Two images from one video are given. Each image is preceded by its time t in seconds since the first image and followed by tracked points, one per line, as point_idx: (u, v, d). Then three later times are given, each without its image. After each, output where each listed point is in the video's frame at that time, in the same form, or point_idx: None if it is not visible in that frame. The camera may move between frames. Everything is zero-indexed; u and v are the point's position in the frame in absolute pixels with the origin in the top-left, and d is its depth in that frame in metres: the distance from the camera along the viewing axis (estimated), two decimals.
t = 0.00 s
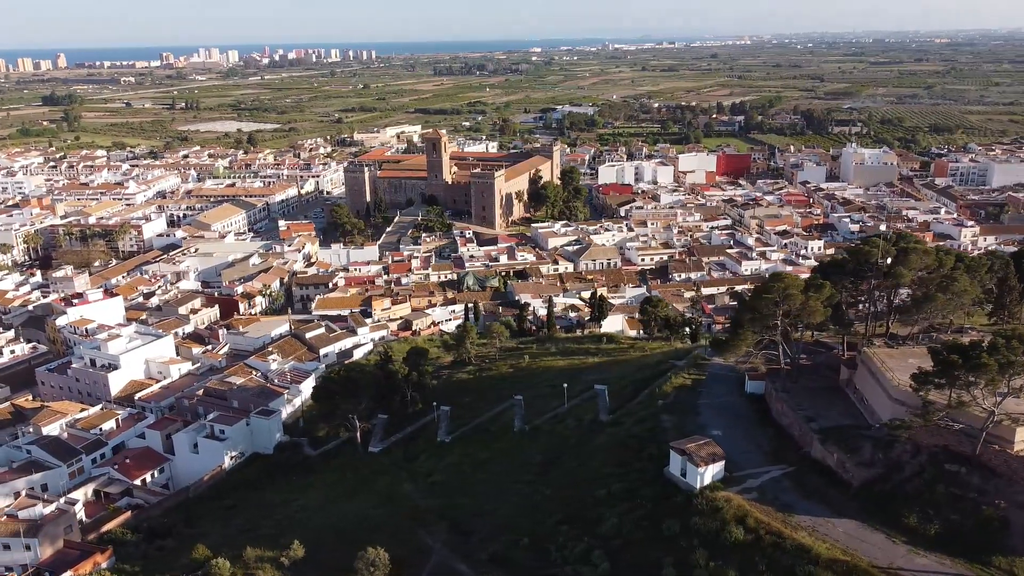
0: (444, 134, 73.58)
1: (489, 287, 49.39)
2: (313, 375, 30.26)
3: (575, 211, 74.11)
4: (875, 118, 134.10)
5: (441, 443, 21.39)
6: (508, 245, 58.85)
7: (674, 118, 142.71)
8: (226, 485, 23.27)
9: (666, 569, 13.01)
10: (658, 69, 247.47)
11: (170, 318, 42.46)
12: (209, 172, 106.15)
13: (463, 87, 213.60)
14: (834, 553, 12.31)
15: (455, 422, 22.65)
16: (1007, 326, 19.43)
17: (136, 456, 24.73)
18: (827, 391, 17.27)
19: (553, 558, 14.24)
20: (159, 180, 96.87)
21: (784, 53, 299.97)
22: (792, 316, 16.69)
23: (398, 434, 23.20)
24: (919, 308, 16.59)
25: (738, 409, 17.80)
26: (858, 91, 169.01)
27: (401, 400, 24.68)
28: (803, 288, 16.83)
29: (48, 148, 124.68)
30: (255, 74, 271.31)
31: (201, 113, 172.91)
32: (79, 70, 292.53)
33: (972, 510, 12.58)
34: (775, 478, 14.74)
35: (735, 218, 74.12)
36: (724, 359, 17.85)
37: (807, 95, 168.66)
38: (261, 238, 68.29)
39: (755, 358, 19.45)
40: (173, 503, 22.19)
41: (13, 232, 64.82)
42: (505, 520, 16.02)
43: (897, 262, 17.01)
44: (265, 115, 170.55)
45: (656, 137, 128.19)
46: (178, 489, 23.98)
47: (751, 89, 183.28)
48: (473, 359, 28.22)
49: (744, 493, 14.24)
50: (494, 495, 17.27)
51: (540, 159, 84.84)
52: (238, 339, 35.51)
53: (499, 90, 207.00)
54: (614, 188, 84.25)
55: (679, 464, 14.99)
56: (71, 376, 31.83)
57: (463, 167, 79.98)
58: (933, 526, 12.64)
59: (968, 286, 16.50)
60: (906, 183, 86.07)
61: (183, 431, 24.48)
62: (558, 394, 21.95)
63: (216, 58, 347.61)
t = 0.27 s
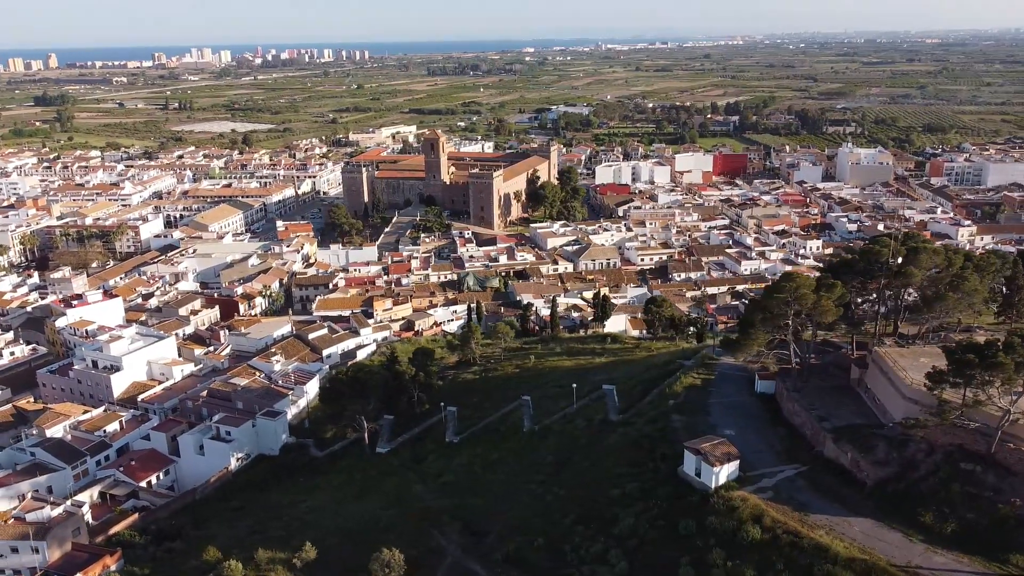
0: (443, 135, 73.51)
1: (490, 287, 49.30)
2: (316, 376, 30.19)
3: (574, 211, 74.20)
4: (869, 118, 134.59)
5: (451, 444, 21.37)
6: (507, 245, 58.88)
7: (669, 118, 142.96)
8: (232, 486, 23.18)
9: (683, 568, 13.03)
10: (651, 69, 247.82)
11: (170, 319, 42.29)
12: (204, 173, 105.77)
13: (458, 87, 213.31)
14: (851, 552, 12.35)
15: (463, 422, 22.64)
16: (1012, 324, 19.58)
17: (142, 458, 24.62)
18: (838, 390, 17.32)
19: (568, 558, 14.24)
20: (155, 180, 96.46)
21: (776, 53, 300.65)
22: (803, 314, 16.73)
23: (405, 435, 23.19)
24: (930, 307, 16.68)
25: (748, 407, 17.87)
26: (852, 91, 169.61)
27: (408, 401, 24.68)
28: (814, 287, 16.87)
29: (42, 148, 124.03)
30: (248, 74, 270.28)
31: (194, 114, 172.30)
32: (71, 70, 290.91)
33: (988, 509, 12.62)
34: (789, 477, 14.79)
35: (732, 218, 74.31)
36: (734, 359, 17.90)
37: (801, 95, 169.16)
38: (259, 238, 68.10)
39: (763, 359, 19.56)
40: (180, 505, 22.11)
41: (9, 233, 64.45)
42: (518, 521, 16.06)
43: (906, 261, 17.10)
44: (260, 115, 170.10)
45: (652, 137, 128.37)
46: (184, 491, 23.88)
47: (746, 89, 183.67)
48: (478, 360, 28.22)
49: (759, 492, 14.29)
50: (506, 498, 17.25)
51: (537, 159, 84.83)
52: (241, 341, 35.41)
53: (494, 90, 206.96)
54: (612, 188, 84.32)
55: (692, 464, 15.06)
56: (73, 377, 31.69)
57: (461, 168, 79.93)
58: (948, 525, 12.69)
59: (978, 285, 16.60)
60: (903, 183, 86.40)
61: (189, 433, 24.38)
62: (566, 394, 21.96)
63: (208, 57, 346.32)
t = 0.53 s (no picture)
0: (441, 135, 73.46)
1: (491, 288, 49.25)
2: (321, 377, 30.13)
3: (572, 212, 74.23)
4: (864, 118, 135.05)
5: (460, 445, 21.36)
6: (507, 246, 58.90)
7: (665, 118, 143.16)
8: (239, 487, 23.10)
9: (701, 568, 13.05)
10: (646, 69, 248.14)
11: (171, 320, 42.13)
12: (200, 174, 105.47)
13: (453, 87, 213.17)
14: (869, 550, 12.38)
15: (472, 423, 22.63)
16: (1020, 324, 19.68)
17: (147, 460, 24.52)
18: (849, 389, 17.38)
19: (584, 558, 14.23)
20: (151, 181, 96.12)
21: (770, 53, 301.30)
22: (815, 313, 16.77)
23: (413, 436, 23.17)
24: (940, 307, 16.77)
25: (759, 406, 17.91)
26: (846, 91, 170.12)
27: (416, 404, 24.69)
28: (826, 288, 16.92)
29: (36, 149, 123.48)
30: (242, 74, 269.53)
31: (189, 114, 171.80)
32: (62, 70, 289.59)
33: (1004, 508, 12.65)
34: (803, 476, 14.83)
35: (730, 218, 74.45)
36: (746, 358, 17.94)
37: (795, 95, 169.62)
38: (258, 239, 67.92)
39: (774, 359, 19.61)
40: (188, 506, 22.05)
41: (6, 234, 64.17)
42: (531, 521, 16.07)
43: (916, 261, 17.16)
44: (254, 116, 169.72)
45: (647, 137, 128.52)
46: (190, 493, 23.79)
47: (740, 89, 184.03)
48: (483, 361, 28.20)
49: (774, 492, 14.32)
50: (518, 498, 17.25)
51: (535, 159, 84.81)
52: (243, 341, 35.29)
53: (489, 90, 206.93)
54: (609, 188, 84.39)
55: (707, 463, 15.09)
56: (76, 379, 31.55)
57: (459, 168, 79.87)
58: (965, 523, 12.72)
59: (988, 285, 16.67)
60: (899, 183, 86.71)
61: (195, 434, 24.29)
62: (575, 394, 21.97)
63: (201, 58, 345.32)
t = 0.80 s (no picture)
0: (440, 135, 73.39)
1: (491, 288, 49.18)
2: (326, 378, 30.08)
3: (571, 212, 74.23)
4: (858, 118, 135.45)
5: (469, 445, 21.36)
6: (507, 245, 58.88)
7: (660, 118, 143.30)
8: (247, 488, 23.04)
9: (718, 567, 13.07)
10: (640, 69, 248.40)
11: (172, 321, 41.99)
12: (197, 174, 105.13)
13: (447, 87, 212.94)
14: (887, 548, 12.43)
15: (480, 423, 22.63)
16: None
17: (153, 462, 24.41)
18: (860, 388, 17.45)
19: (600, 557, 14.25)
20: (147, 181, 95.77)
21: (763, 53, 301.88)
22: (826, 312, 16.83)
23: (421, 436, 23.18)
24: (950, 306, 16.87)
25: (770, 406, 17.96)
26: (840, 91, 170.62)
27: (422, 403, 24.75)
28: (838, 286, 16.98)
29: (30, 149, 122.89)
30: (235, 74, 268.73)
31: (183, 114, 171.25)
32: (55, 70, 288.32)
33: (1021, 506, 12.69)
34: (818, 475, 14.87)
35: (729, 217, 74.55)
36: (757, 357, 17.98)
37: (790, 95, 170.01)
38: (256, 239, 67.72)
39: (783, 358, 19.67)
40: (196, 508, 21.98)
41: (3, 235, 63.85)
42: (546, 520, 16.07)
43: (926, 259, 17.24)
44: (249, 116, 169.29)
45: (644, 137, 128.64)
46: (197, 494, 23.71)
47: (735, 89, 184.35)
48: (489, 361, 28.19)
49: (790, 490, 14.37)
50: (531, 498, 17.26)
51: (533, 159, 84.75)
52: (246, 342, 35.16)
53: (483, 90, 206.86)
54: (607, 188, 84.41)
55: (722, 462, 15.12)
56: (79, 381, 31.42)
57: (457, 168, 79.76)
58: (981, 521, 12.77)
59: (999, 283, 16.78)
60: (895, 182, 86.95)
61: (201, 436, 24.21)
62: (583, 394, 21.99)
63: (194, 58, 344.13)
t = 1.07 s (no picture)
0: (438, 135, 73.33)
1: (492, 288, 49.15)
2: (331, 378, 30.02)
3: (569, 212, 74.24)
4: (852, 118, 135.87)
5: (479, 445, 21.41)
6: (506, 246, 58.88)
7: (656, 117, 143.47)
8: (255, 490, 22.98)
9: (737, 566, 13.09)
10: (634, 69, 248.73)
11: (173, 322, 41.84)
12: (192, 175, 104.79)
13: (441, 87, 212.74)
14: (905, 546, 12.47)
15: (489, 423, 22.67)
16: None
17: (159, 463, 24.30)
18: (871, 387, 17.53)
19: (617, 557, 14.27)
20: (143, 182, 95.42)
21: (757, 53, 302.59)
22: (837, 311, 16.90)
23: (429, 437, 23.27)
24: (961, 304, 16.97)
25: (781, 405, 18.01)
26: (834, 91, 171.16)
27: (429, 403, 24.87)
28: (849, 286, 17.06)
29: (24, 150, 122.25)
30: (229, 75, 267.93)
31: (177, 115, 170.66)
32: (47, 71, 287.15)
33: None
34: (832, 473, 14.92)
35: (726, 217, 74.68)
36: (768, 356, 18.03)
37: (783, 95, 170.44)
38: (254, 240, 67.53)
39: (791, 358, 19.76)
40: (204, 509, 21.91)
41: None
42: (560, 521, 16.09)
43: (937, 258, 17.34)
44: (243, 117, 168.83)
45: (639, 137, 128.77)
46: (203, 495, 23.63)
47: (729, 89, 184.67)
48: (494, 361, 28.19)
49: (805, 489, 14.41)
50: (544, 498, 17.27)
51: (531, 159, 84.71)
52: (249, 343, 35.07)
53: (478, 90, 206.82)
54: (605, 188, 84.45)
55: (736, 461, 15.16)
56: (81, 382, 31.29)
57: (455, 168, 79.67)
58: (997, 518, 12.84)
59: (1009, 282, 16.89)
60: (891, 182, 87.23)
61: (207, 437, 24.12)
62: (592, 394, 22.03)
63: (187, 58, 342.99)
